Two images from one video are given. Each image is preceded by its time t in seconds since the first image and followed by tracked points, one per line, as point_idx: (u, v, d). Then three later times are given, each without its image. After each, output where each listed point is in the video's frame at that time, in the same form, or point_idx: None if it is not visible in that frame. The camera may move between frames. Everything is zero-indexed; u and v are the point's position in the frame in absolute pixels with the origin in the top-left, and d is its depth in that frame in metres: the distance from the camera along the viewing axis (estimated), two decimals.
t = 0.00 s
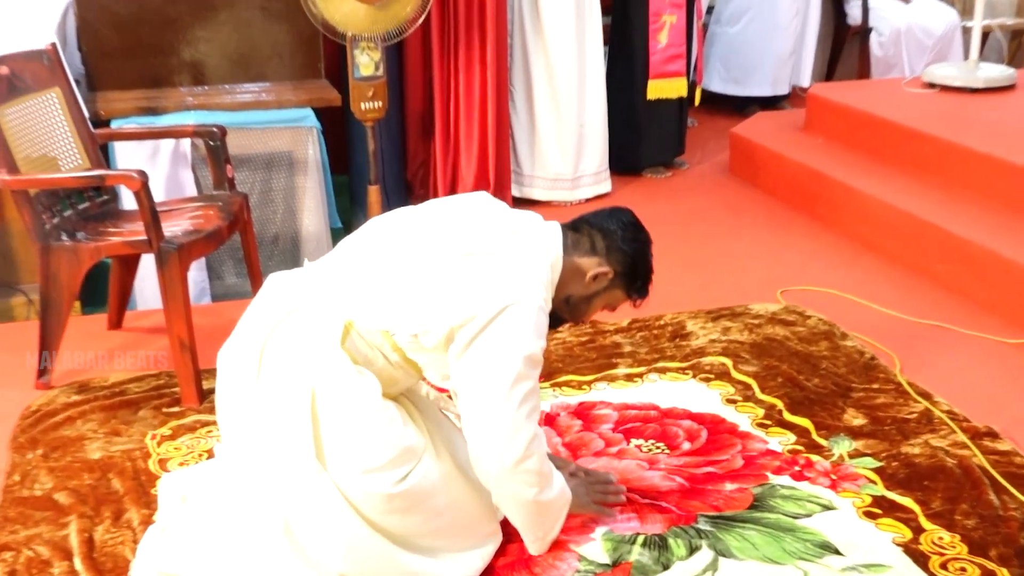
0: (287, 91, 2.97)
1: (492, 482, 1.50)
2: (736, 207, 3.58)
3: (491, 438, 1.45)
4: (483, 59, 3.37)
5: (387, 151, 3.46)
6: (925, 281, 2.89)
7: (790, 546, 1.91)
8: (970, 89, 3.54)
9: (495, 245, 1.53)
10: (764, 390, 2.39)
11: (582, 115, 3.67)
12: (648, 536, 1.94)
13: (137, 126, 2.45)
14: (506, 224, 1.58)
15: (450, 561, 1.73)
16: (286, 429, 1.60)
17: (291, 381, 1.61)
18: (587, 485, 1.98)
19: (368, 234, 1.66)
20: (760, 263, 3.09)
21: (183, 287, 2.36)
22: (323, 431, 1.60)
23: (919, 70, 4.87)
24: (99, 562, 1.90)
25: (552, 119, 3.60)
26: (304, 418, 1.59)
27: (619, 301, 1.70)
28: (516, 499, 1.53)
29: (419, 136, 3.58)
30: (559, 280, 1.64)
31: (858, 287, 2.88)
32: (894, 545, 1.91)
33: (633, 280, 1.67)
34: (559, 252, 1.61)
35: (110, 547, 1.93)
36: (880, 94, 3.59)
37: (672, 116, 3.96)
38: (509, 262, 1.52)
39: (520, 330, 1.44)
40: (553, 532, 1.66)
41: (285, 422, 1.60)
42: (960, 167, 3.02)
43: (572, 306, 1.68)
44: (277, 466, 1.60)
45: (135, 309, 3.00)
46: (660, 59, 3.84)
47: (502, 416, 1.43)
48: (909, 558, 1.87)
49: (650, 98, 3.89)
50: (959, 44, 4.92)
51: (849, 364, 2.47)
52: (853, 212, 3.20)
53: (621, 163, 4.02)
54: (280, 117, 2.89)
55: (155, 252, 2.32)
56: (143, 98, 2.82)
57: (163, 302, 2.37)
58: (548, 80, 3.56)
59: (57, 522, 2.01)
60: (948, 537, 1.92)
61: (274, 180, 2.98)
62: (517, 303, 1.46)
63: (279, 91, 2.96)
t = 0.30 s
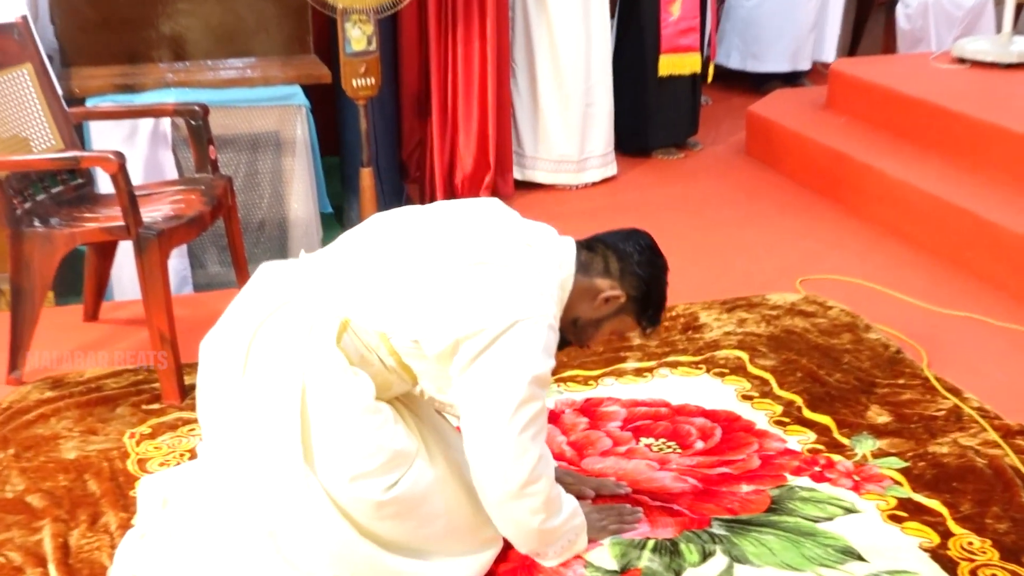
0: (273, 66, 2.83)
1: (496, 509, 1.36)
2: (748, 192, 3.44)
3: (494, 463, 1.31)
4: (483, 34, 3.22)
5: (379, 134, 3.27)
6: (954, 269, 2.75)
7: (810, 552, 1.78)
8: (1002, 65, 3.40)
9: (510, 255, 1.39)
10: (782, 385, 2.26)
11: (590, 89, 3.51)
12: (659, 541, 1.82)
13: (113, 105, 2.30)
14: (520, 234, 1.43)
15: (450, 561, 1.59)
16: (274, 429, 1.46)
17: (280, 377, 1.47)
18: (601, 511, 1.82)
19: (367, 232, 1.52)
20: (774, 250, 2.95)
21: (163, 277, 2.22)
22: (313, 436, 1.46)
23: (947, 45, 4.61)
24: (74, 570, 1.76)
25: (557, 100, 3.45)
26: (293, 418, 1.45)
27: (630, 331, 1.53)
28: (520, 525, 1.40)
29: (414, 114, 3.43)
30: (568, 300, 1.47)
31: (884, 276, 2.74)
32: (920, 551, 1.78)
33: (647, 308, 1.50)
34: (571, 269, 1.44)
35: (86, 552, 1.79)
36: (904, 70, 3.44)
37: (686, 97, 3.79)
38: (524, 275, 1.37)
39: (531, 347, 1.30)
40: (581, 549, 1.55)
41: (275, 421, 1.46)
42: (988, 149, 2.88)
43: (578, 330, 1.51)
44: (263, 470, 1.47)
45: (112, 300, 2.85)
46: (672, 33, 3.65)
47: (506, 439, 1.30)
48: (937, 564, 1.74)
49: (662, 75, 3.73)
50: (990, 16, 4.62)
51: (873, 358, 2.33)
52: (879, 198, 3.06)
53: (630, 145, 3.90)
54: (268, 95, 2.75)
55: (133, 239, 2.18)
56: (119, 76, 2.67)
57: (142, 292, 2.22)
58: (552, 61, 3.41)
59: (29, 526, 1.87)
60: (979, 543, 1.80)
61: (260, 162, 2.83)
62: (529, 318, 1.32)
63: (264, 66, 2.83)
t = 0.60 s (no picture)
0: (260, 40, 2.69)
1: (494, 530, 1.35)
2: (761, 174, 3.30)
3: (493, 483, 1.28)
4: (484, 7, 3.09)
5: (374, 108, 3.14)
6: (981, 255, 2.63)
7: (830, 555, 1.67)
8: None
9: (522, 265, 1.35)
10: (801, 378, 2.14)
11: (595, 66, 3.35)
12: (671, 543, 1.71)
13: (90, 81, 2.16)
14: (532, 241, 1.39)
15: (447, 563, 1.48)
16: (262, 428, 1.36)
17: (271, 372, 1.38)
18: (607, 511, 1.73)
19: (373, 229, 1.47)
20: (790, 236, 2.82)
21: (145, 263, 2.09)
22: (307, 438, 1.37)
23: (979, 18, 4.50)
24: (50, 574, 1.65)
25: (561, 76, 3.30)
26: (287, 414, 1.36)
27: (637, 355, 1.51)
28: (518, 543, 1.38)
29: (410, 91, 3.27)
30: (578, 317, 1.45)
31: (913, 264, 2.61)
32: (947, 554, 1.67)
33: (657, 333, 1.48)
34: (584, 285, 1.41)
35: (62, 556, 1.67)
36: (930, 44, 3.30)
37: (699, 75, 3.64)
38: (535, 288, 1.33)
39: (539, 364, 1.27)
40: (584, 556, 1.56)
41: (265, 420, 1.36)
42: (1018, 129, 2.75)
43: (585, 349, 1.48)
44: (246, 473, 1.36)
45: (91, 288, 2.72)
46: (686, 5, 3.51)
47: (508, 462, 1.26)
48: (964, 569, 1.64)
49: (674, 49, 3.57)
50: None
51: (898, 350, 2.21)
52: (906, 183, 2.94)
53: (638, 125, 3.75)
54: (257, 70, 2.63)
55: (112, 223, 2.05)
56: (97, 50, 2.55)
57: (121, 279, 2.09)
58: (557, 38, 3.25)
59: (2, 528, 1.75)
60: (1009, 546, 1.69)
61: (247, 142, 2.73)
62: (539, 333, 1.28)
63: (250, 40, 2.68)
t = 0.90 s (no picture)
0: (246, 11, 2.59)
1: (491, 550, 1.29)
2: (770, 154, 3.18)
3: (488, 496, 1.23)
4: None
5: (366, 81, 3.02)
6: (1004, 239, 2.53)
7: (849, 555, 1.59)
8: None
9: (530, 272, 1.30)
10: (819, 368, 2.03)
11: (598, 40, 3.18)
12: (681, 542, 1.63)
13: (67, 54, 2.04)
14: (543, 248, 1.34)
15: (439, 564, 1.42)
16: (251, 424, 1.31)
17: (263, 368, 1.32)
18: (613, 508, 1.65)
19: (374, 223, 1.42)
20: (802, 220, 2.70)
21: (125, 248, 1.97)
22: (300, 440, 1.32)
23: None
24: None
25: (565, 51, 3.15)
26: (279, 411, 1.31)
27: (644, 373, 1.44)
28: (515, 562, 1.32)
29: (405, 65, 3.19)
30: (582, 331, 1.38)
31: (937, 248, 2.50)
32: (972, 553, 1.59)
33: (664, 352, 1.42)
34: (593, 294, 1.36)
35: (38, 556, 1.57)
36: (954, 16, 3.17)
37: (711, 48, 3.45)
38: (542, 296, 1.28)
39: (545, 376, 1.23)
40: (592, 558, 1.51)
41: (256, 416, 1.31)
42: None
43: (588, 365, 1.41)
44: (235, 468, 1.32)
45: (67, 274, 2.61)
46: None
47: (508, 476, 1.22)
48: (990, 570, 1.55)
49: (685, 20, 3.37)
50: None
51: (920, 338, 2.10)
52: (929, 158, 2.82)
53: (644, 100, 3.58)
54: (242, 43, 2.53)
55: (91, 205, 1.93)
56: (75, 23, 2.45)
57: (101, 264, 1.97)
58: (561, 15, 3.11)
59: None
60: None
61: (233, 118, 2.63)
62: (546, 343, 1.24)
63: (239, 12, 2.57)
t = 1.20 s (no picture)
0: None
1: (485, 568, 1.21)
2: (781, 131, 3.04)
3: (483, 512, 1.15)
4: None
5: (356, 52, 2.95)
6: None
7: (872, 555, 1.47)
8: None
9: (539, 277, 1.21)
10: (840, 358, 1.91)
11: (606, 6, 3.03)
12: (692, 543, 1.52)
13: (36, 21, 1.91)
14: (551, 249, 1.24)
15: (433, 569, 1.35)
16: (237, 421, 1.23)
17: (251, 365, 1.24)
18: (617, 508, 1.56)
19: (372, 212, 1.34)
20: (817, 201, 2.58)
21: (100, 230, 1.85)
22: (296, 443, 1.24)
23: None
24: None
25: (570, 18, 3.00)
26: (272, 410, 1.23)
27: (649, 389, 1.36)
28: None
29: (398, 32, 3.06)
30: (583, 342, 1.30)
31: (964, 229, 2.38)
32: (1003, 555, 1.48)
33: (670, 370, 1.32)
34: (599, 303, 1.27)
35: (7, 557, 1.47)
36: None
37: (726, 15, 3.29)
38: (548, 302, 1.20)
39: (548, 389, 1.15)
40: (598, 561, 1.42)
41: (246, 415, 1.23)
42: None
43: (590, 378, 1.34)
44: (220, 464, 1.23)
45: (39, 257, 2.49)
46: None
47: (507, 491, 1.14)
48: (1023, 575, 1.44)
49: None
50: None
51: (948, 325, 1.98)
52: (954, 133, 2.69)
53: (655, 71, 3.44)
54: (223, 10, 2.46)
55: (62, 183, 1.80)
56: None
57: (74, 245, 1.84)
58: None
59: None
60: None
61: (214, 92, 2.57)
62: (550, 353, 1.16)
63: None
